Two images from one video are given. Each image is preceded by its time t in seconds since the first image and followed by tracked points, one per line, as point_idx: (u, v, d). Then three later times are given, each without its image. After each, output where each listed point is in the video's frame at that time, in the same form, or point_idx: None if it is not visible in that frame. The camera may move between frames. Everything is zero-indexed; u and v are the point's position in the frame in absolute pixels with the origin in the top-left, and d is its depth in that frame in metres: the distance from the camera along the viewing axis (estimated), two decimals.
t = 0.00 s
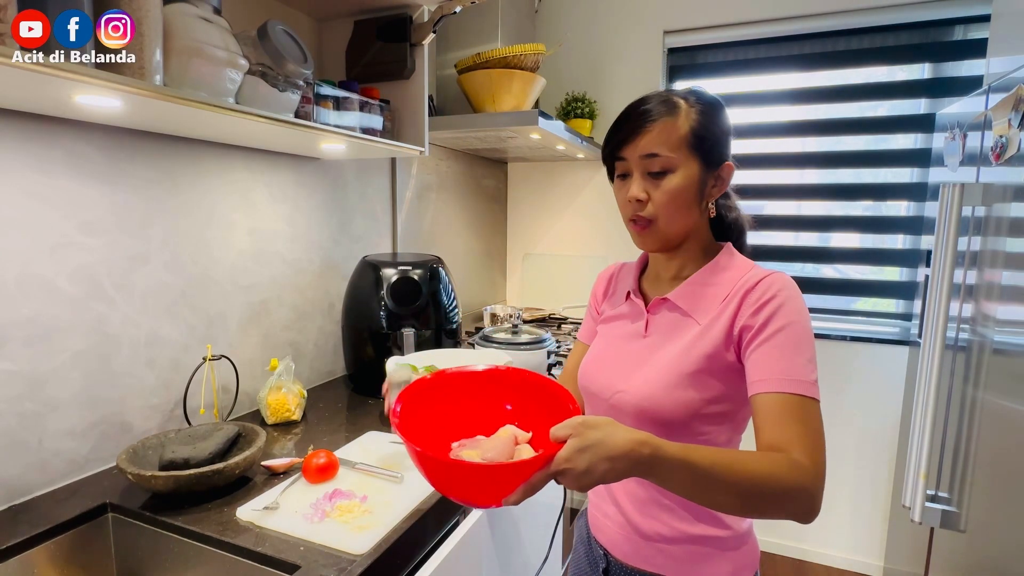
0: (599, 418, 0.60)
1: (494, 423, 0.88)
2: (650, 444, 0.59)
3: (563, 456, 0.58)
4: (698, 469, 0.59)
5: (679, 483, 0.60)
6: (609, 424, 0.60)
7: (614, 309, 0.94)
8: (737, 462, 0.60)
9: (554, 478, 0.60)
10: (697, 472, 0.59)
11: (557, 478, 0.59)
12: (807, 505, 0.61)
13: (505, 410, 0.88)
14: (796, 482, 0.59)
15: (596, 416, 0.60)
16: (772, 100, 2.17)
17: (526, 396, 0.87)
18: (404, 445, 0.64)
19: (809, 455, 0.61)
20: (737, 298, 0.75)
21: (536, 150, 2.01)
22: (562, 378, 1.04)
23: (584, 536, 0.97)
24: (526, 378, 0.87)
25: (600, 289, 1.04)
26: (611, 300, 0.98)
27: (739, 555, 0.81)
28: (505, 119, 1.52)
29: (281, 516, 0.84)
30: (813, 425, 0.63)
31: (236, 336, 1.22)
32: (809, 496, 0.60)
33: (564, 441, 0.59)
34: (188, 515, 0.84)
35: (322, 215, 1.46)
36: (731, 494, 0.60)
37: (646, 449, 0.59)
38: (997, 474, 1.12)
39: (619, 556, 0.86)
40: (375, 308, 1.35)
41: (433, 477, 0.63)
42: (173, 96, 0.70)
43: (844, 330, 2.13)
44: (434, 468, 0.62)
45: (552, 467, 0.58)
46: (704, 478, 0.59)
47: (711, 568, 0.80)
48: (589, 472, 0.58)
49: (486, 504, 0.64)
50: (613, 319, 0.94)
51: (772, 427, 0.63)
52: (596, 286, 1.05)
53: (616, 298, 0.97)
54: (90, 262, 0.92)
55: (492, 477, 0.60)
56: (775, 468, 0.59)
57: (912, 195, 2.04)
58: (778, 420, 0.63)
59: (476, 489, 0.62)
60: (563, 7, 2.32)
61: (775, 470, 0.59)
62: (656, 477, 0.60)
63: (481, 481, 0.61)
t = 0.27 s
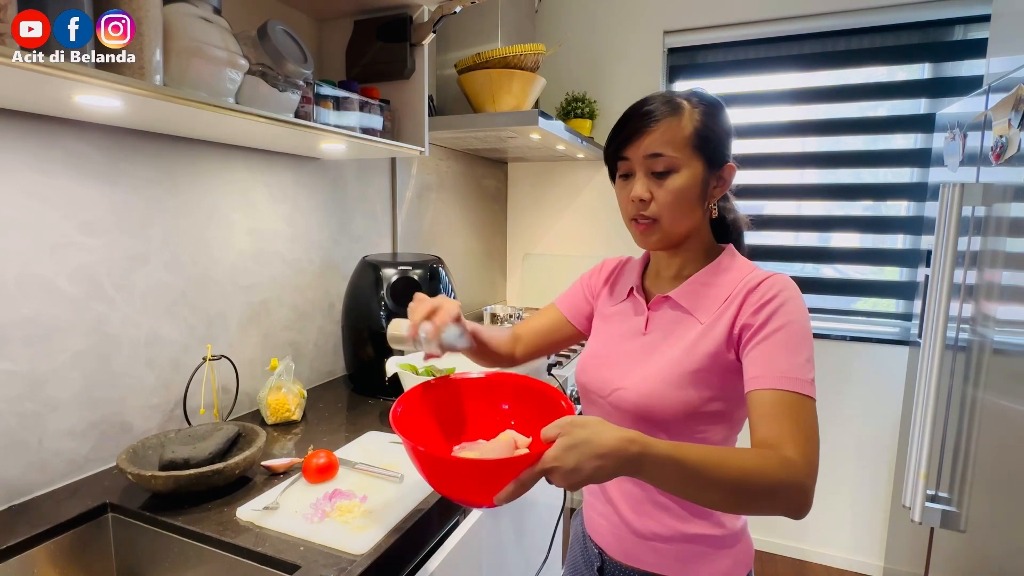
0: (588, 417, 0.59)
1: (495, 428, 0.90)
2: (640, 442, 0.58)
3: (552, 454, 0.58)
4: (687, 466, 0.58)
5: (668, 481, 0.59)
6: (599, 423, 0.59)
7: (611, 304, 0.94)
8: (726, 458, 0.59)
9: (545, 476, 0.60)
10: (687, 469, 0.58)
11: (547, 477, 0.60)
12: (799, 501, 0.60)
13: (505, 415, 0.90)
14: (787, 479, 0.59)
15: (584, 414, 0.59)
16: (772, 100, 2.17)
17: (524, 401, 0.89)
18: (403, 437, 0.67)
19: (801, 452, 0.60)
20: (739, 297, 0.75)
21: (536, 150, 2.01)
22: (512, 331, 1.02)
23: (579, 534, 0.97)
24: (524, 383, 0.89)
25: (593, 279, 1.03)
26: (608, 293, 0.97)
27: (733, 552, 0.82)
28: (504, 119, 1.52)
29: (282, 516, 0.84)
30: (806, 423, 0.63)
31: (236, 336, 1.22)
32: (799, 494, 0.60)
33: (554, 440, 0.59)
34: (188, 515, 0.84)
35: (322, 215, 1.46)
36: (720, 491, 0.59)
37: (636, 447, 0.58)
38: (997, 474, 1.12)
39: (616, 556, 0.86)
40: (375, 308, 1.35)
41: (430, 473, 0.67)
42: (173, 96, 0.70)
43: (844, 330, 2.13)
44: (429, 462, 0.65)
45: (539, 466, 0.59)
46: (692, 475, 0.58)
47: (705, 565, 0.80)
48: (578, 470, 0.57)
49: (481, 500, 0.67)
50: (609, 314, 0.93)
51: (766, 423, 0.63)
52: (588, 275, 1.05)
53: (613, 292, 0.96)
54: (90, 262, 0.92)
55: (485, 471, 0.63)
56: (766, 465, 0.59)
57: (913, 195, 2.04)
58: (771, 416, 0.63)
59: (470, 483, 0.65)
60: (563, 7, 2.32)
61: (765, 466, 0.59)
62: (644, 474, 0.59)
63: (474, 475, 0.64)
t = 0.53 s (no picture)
0: (575, 416, 0.59)
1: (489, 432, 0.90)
2: (625, 439, 0.58)
3: (540, 451, 0.58)
4: (673, 463, 0.58)
5: (654, 479, 0.59)
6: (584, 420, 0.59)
7: (606, 301, 0.93)
8: (710, 455, 0.59)
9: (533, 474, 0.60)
10: (672, 467, 0.58)
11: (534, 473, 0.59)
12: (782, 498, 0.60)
13: (502, 421, 0.90)
14: (770, 476, 0.59)
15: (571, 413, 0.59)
16: (772, 100, 2.17)
17: (520, 407, 0.89)
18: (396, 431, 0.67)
19: (785, 449, 0.61)
20: (739, 299, 0.76)
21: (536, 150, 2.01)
22: (497, 320, 0.97)
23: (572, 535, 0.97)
24: (521, 390, 0.89)
25: (586, 274, 1.02)
26: (603, 290, 0.96)
27: (727, 549, 0.83)
28: (504, 119, 1.52)
29: (281, 516, 0.84)
30: (792, 422, 0.63)
31: (236, 336, 1.22)
32: (783, 492, 0.60)
33: (542, 438, 0.59)
34: (188, 515, 0.84)
35: (322, 215, 1.46)
36: (704, 488, 0.59)
37: (620, 444, 0.57)
38: (997, 474, 1.12)
39: (612, 556, 0.86)
40: (375, 308, 1.35)
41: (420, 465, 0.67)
42: (173, 96, 0.70)
43: (844, 330, 2.13)
44: (419, 456, 0.66)
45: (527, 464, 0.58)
46: (677, 472, 0.58)
47: (701, 563, 0.81)
48: (566, 467, 0.57)
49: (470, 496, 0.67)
50: (604, 312, 0.93)
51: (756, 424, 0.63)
52: (579, 268, 1.04)
53: (608, 289, 0.96)
54: (90, 262, 0.92)
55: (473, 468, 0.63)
56: (750, 462, 0.59)
57: (913, 195, 2.04)
58: (759, 414, 0.64)
59: (459, 480, 0.65)
60: (562, 7, 2.32)
61: (749, 462, 0.59)
62: (628, 471, 0.58)
63: (464, 470, 0.64)
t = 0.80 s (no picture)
0: (573, 420, 0.58)
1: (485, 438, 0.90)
2: (623, 443, 0.57)
3: (537, 456, 0.57)
4: (670, 465, 0.58)
5: (651, 481, 0.58)
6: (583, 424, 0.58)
7: (601, 301, 0.93)
8: (707, 456, 0.59)
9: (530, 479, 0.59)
10: (670, 468, 0.58)
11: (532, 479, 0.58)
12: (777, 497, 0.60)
13: (499, 426, 0.91)
14: (766, 476, 0.59)
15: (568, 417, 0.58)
16: (772, 100, 2.17)
17: (517, 413, 0.89)
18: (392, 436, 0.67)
19: (780, 449, 0.61)
20: (735, 300, 0.76)
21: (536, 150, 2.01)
22: (490, 322, 0.96)
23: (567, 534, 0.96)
24: (516, 395, 0.89)
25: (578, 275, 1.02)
26: (598, 290, 0.96)
27: (721, 547, 0.82)
28: (505, 119, 1.52)
29: (281, 516, 0.84)
30: (788, 422, 0.63)
31: (236, 336, 1.22)
32: (778, 492, 0.60)
33: (539, 444, 0.58)
34: (188, 515, 0.84)
35: (322, 215, 1.46)
36: (700, 489, 0.58)
37: (618, 448, 0.57)
38: (997, 475, 1.12)
39: (608, 555, 0.86)
40: (375, 308, 1.35)
41: (417, 470, 0.67)
42: (173, 96, 0.70)
43: (844, 330, 2.13)
44: (418, 462, 0.65)
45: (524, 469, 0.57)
46: (674, 473, 0.58)
47: (695, 561, 0.81)
48: (565, 471, 0.56)
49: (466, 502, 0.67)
50: (599, 312, 0.93)
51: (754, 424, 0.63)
52: (572, 268, 1.04)
53: (602, 289, 0.96)
54: (90, 262, 0.92)
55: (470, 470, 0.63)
56: (748, 462, 0.59)
57: (913, 195, 2.04)
58: (755, 413, 0.64)
59: (456, 484, 0.65)
60: (562, 7, 2.32)
61: (745, 463, 0.59)
62: (626, 474, 0.58)
63: (461, 474, 0.63)
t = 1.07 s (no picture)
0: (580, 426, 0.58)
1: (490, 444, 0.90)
2: (631, 448, 0.57)
3: (548, 465, 0.56)
4: (674, 468, 0.58)
5: (654, 483, 0.58)
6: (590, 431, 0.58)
7: (597, 301, 0.93)
8: (710, 458, 0.59)
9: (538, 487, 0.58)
10: (676, 471, 0.58)
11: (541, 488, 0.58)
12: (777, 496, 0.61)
13: (505, 432, 0.90)
14: (768, 475, 0.59)
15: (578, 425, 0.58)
16: (772, 100, 2.17)
17: (523, 419, 0.88)
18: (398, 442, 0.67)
19: (781, 448, 0.61)
20: (731, 300, 0.76)
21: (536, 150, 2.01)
22: (484, 322, 0.97)
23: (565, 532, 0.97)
24: (521, 401, 0.88)
25: (573, 276, 1.02)
26: (593, 290, 0.96)
27: (717, 542, 0.83)
28: (505, 119, 1.52)
29: (281, 516, 0.84)
30: (787, 420, 0.64)
31: (236, 336, 1.22)
32: (779, 490, 0.60)
33: (548, 452, 0.57)
34: (188, 515, 0.84)
35: (322, 215, 1.46)
36: (703, 490, 0.59)
37: (627, 453, 0.57)
38: (997, 475, 1.12)
39: (605, 553, 0.86)
40: (375, 308, 1.35)
41: (425, 476, 0.66)
42: (173, 96, 0.70)
43: (844, 330, 2.13)
44: (425, 468, 0.65)
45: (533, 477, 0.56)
46: (678, 476, 0.58)
47: (692, 557, 0.81)
48: (576, 479, 0.56)
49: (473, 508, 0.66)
50: (595, 312, 0.92)
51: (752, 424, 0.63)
52: (567, 269, 1.04)
53: (597, 289, 0.95)
54: (90, 262, 0.92)
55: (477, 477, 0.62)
56: (750, 462, 0.59)
57: (913, 195, 2.04)
58: (755, 413, 0.64)
59: (462, 492, 0.65)
60: (562, 6, 2.32)
61: (747, 463, 0.59)
62: (633, 478, 0.58)
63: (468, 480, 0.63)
